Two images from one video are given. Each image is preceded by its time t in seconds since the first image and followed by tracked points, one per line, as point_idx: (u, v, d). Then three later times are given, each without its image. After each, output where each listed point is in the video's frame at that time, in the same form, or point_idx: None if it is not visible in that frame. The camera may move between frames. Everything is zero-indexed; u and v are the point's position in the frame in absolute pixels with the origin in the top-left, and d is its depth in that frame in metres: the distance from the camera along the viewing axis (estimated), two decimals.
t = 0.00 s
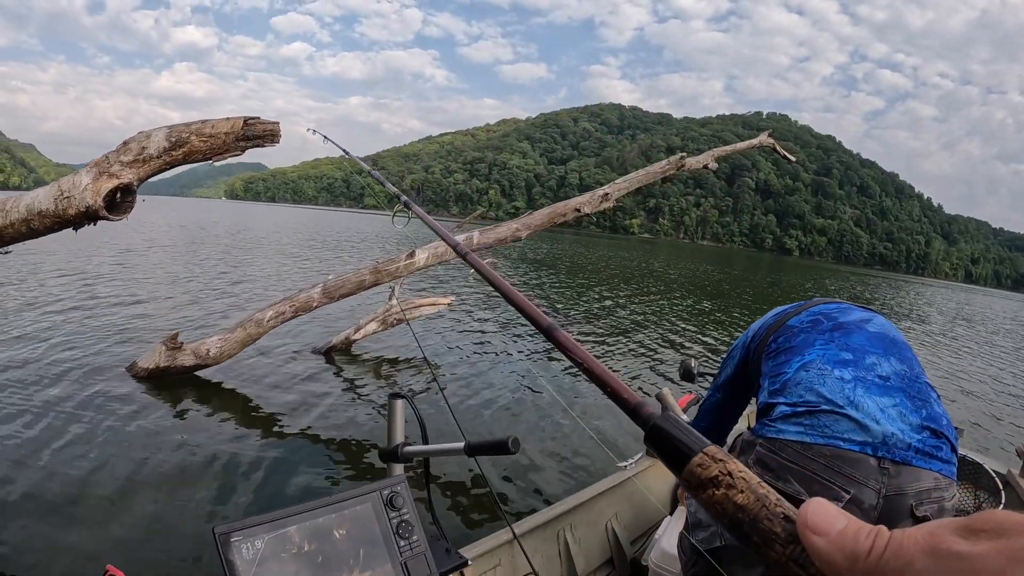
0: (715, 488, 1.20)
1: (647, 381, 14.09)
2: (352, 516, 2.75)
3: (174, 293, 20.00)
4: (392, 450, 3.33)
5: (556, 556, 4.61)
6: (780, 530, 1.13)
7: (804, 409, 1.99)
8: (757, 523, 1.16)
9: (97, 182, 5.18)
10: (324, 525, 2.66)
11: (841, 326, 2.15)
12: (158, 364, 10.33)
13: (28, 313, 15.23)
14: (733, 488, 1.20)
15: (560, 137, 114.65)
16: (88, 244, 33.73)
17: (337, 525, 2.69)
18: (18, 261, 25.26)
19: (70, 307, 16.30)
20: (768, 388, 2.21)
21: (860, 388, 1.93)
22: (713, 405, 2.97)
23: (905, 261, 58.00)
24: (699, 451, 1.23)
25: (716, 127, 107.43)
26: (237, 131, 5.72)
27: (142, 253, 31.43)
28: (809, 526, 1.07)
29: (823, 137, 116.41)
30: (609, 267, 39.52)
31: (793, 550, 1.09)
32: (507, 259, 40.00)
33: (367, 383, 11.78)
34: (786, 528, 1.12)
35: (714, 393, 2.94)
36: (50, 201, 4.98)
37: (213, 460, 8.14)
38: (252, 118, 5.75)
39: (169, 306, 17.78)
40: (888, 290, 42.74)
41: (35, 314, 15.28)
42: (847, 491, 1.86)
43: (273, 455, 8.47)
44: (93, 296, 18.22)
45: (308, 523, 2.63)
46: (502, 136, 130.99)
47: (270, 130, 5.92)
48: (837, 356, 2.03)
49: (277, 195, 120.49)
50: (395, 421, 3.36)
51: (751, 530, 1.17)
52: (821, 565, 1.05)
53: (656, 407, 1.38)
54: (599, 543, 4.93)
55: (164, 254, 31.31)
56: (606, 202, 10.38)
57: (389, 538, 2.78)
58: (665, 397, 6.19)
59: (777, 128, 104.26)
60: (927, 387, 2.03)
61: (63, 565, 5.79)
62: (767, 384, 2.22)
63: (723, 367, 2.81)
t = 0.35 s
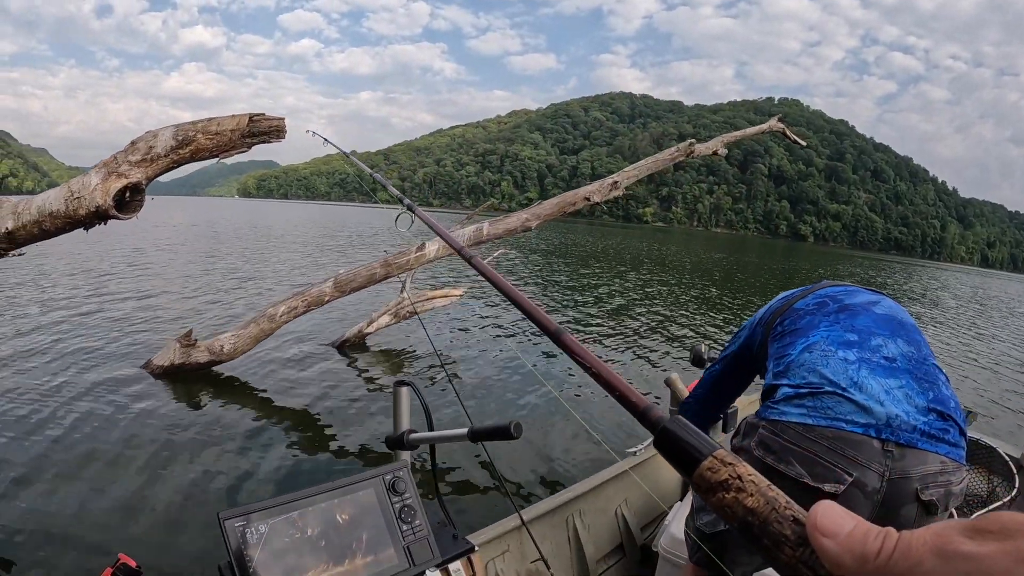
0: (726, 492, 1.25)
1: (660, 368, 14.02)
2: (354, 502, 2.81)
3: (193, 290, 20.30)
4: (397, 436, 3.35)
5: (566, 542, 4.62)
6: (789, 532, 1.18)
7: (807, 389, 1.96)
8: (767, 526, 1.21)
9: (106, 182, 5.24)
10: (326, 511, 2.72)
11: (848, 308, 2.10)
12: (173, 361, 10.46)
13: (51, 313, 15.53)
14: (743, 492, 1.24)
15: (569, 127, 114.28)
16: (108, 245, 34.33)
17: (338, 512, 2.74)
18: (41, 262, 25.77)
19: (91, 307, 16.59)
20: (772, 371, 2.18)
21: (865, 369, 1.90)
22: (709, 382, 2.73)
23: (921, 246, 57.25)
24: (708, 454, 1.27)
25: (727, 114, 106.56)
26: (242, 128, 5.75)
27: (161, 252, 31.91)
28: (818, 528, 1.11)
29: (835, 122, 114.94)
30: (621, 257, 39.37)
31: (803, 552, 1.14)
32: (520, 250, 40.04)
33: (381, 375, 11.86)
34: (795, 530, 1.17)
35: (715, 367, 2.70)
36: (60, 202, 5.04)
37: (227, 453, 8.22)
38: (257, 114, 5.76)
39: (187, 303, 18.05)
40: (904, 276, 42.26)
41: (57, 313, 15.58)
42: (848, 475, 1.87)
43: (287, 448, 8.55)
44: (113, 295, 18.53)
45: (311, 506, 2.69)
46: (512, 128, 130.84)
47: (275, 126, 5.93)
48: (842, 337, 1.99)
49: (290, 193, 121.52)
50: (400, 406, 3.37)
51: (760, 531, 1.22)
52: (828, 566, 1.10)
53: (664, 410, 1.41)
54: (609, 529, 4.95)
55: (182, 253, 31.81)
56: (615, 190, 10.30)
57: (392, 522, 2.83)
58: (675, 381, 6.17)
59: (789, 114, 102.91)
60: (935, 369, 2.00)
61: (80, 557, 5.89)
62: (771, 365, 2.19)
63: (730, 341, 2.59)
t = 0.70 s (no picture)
0: (759, 502, 1.30)
1: (675, 354, 13.96)
2: (359, 495, 2.82)
3: (211, 287, 20.53)
4: (405, 428, 3.33)
5: (579, 532, 4.63)
6: (825, 544, 1.23)
7: (817, 372, 1.95)
8: (802, 537, 1.27)
9: (112, 181, 5.29)
10: (332, 504, 2.73)
11: (859, 288, 2.07)
12: (187, 358, 10.56)
13: (73, 313, 15.80)
14: (777, 502, 1.29)
15: (580, 116, 113.59)
16: (128, 244, 34.86)
17: (344, 505, 2.76)
18: (64, 263, 26.22)
19: (113, 306, 16.85)
20: (783, 354, 2.17)
21: (876, 351, 1.88)
22: (723, 362, 2.69)
23: (936, 227, 56.50)
24: (741, 465, 1.31)
25: (739, 97, 105.46)
26: (246, 122, 5.75)
27: (180, 249, 32.31)
28: (854, 541, 1.17)
29: (847, 103, 113.37)
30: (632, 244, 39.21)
31: (838, 562, 1.21)
32: (533, 239, 39.99)
33: (394, 366, 11.91)
34: (831, 542, 1.23)
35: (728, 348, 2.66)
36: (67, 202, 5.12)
37: (242, 450, 8.32)
38: (260, 108, 5.74)
39: (206, 300, 18.26)
40: (919, 258, 41.78)
41: (80, 313, 15.85)
42: (861, 461, 1.85)
43: (302, 442, 8.63)
44: (131, 294, 18.75)
45: (317, 499, 2.72)
46: (522, 117, 130.38)
47: (278, 120, 5.89)
48: (854, 318, 1.97)
49: (302, 188, 121.96)
50: (406, 398, 3.38)
51: (795, 543, 1.27)
52: None
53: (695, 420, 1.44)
54: (623, 518, 4.95)
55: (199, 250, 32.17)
56: (625, 175, 10.18)
57: (398, 514, 2.85)
58: (688, 367, 6.15)
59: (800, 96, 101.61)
60: (950, 349, 1.97)
61: (100, 556, 6.02)
62: (782, 349, 2.17)
63: (743, 322, 2.55)
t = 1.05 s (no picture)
0: (811, 544, 1.20)
1: (690, 348, 13.88)
2: (369, 493, 2.76)
3: (230, 289, 20.86)
4: (417, 425, 3.28)
5: (597, 529, 4.62)
6: None
7: (842, 360, 1.91)
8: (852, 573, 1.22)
9: (118, 182, 5.36)
10: (340, 502, 2.68)
11: (881, 273, 2.02)
12: (202, 360, 10.69)
13: (96, 318, 16.15)
14: (830, 544, 1.20)
15: (592, 110, 113.20)
16: (149, 249, 35.54)
17: (352, 503, 2.70)
18: (89, 268, 26.83)
19: (135, 310, 17.19)
20: (803, 343, 2.13)
21: (900, 338, 1.84)
22: (739, 354, 2.65)
23: (953, 214, 55.68)
24: (790, 506, 1.20)
25: (750, 89, 104.69)
26: (251, 121, 5.65)
27: (200, 253, 32.86)
28: None
29: (862, 92, 112.03)
30: (646, 237, 39.08)
31: None
32: (546, 234, 40.03)
33: (409, 365, 11.96)
34: None
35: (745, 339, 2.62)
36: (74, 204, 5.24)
37: (258, 451, 8.41)
38: (265, 105, 5.61)
39: (225, 302, 18.55)
40: (937, 246, 41.21)
41: (103, 318, 16.19)
42: (889, 453, 1.81)
43: (317, 443, 8.69)
44: (151, 298, 19.04)
45: (322, 500, 2.65)
46: (532, 114, 130.40)
47: (284, 117, 5.72)
48: (876, 304, 1.93)
49: (317, 190, 123.11)
50: (418, 393, 3.36)
51: None
52: None
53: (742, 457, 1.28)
54: (642, 515, 4.93)
55: (219, 253, 32.70)
56: (637, 167, 10.04)
57: (408, 513, 2.78)
58: (705, 360, 6.13)
59: (814, 86, 100.76)
60: (977, 334, 1.93)
61: (122, 559, 6.16)
62: (802, 338, 2.13)
63: (759, 312, 2.51)
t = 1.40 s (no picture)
0: None
1: (702, 346, 13.78)
2: (372, 499, 2.70)
3: (244, 296, 21.05)
4: (422, 430, 3.27)
5: (610, 532, 4.60)
6: None
7: (858, 355, 1.87)
8: None
9: (122, 192, 5.44)
10: (343, 510, 2.62)
11: (894, 264, 2.00)
12: (212, 368, 10.76)
13: (113, 328, 16.38)
14: None
15: (598, 110, 113.12)
16: (162, 258, 35.88)
17: (355, 511, 2.64)
18: (107, 278, 27.26)
19: (151, 319, 17.40)
20: (816, 339, 2.10)
21: (918, 329, 1.82)
22: (749, 351, 2.63)
23: (965, 205, 55.10)
24: (786, 548, 1.20)
25: (758, 84, 104.16)
26: (253, 127, 5.63)
27: (214, 261, 33.25)
28: None
29: (869, 85, 111.19)
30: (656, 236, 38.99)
31: None
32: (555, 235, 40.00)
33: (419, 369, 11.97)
34: None
35: (756, 336, 2.59)
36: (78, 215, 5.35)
37: (269, 458, 8.45)
38: (266, 112, 5.61)
39: (239, 309, 18.74)
40: (950, 238, 40.80)
41: (119, 327, 16.41)
42: (909, 450, 1.77)
43: (328, 448, 8.71)
44: (164, 307, 19.23)
45: (324, 507, 2.60)
46: (540, 115, 130.57)
47: (286, 123, 5.73)
48: (891, 297, 1.90)
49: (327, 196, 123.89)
50: (423, 398, 3.35)
51: None
52: None
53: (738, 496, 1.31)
54: (655, 517, 4.89)
55: (232, 261, 33.04)
56: (646, 164, 9.95)
57: (411, 520, 2.72)
58: (718, 358, 6.07)
59: (821, 80, 100.15)
60: (995, 325, 1.91)
61: (135, 566, 6.20)
62: (815, 332, 2.09)
63: (770, 308, 2.48)
